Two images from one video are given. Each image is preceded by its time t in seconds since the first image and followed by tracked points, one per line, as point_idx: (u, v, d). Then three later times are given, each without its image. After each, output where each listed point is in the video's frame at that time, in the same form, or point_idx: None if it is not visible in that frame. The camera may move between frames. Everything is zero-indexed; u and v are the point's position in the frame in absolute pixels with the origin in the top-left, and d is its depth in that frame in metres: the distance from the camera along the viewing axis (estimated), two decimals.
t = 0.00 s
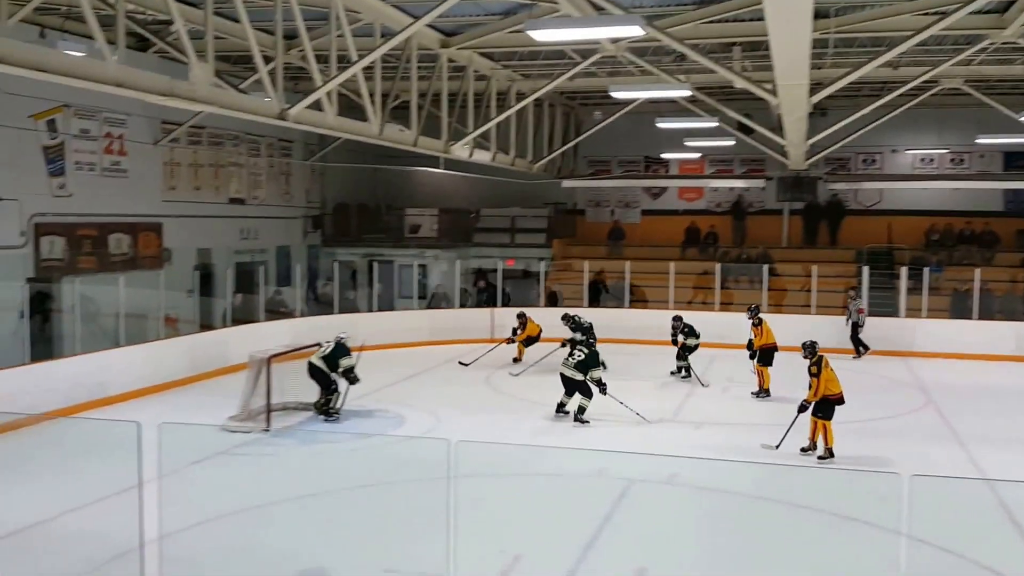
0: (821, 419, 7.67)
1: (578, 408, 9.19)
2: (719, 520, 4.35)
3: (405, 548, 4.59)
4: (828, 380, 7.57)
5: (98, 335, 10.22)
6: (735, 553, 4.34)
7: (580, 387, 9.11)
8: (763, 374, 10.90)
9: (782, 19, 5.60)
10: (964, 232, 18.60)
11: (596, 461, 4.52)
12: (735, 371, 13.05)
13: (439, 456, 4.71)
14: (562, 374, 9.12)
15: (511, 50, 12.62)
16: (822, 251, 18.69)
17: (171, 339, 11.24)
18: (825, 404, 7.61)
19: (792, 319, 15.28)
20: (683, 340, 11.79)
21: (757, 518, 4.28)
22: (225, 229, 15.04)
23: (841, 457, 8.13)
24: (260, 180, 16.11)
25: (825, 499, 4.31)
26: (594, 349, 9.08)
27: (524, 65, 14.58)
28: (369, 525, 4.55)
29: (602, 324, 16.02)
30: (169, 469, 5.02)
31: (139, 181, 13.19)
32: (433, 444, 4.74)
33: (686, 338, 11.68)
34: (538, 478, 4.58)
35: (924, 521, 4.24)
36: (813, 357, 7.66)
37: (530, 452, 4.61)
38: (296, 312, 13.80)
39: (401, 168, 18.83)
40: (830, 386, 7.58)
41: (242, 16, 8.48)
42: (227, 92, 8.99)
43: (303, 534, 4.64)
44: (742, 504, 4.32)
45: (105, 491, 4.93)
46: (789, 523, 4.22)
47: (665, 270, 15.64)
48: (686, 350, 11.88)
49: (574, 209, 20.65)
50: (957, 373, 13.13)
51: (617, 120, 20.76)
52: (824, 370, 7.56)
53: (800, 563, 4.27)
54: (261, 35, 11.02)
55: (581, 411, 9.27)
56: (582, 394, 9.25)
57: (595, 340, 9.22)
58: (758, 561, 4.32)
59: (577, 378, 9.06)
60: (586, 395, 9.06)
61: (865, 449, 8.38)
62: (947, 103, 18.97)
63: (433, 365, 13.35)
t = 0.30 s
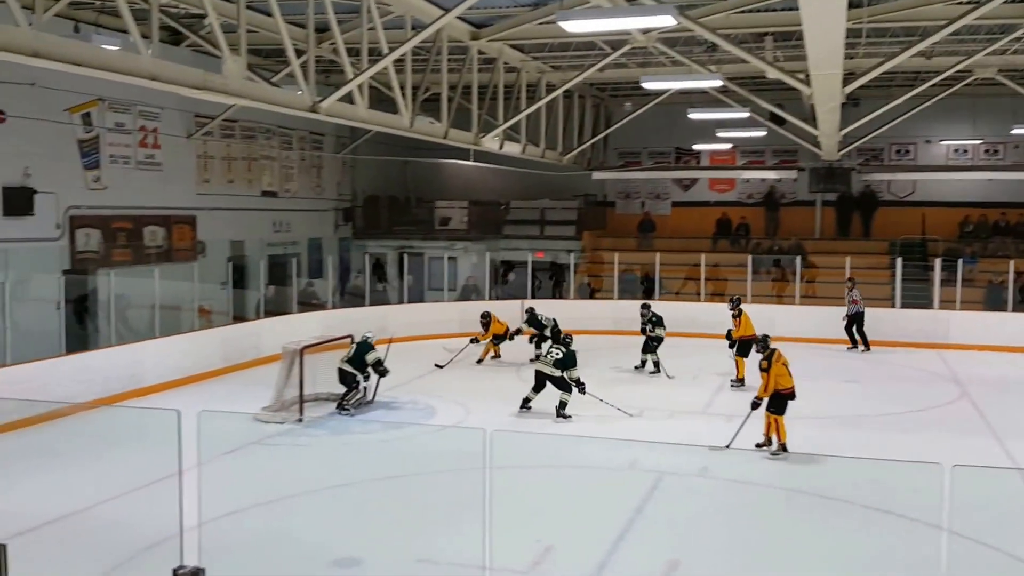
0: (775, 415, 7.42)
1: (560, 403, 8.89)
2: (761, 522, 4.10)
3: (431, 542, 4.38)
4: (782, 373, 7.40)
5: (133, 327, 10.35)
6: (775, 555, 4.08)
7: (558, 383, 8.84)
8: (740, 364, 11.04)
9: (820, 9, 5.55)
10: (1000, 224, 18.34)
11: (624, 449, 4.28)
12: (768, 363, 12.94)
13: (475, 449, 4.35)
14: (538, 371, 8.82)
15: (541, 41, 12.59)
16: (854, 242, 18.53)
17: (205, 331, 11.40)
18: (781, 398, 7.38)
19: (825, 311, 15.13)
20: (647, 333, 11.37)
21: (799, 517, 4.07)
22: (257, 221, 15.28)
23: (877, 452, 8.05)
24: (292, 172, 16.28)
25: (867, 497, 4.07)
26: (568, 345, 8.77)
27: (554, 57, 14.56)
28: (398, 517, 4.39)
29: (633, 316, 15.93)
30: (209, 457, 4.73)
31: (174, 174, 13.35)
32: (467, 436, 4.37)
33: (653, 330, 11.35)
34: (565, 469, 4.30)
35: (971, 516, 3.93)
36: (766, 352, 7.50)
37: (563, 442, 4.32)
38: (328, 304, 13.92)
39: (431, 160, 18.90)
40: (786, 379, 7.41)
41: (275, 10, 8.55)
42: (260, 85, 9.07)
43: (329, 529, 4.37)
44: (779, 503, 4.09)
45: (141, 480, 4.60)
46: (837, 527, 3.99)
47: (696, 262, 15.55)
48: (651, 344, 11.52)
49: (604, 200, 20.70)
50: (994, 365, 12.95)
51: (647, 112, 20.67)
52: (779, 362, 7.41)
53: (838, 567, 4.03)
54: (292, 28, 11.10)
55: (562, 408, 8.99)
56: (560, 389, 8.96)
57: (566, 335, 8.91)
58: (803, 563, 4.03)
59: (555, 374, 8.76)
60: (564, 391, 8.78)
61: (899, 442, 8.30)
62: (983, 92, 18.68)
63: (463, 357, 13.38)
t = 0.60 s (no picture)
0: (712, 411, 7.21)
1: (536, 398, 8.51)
2: (790, 520, 3.68)
3: (450, 534, 4.05)
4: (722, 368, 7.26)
5: (155, 318, 10.42)
6: (807, 548, 3.68)
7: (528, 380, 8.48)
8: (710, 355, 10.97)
9: None
10: None
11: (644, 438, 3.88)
12: (788, 357, 12.88)
13: (494, 439, 3.99)
14: (514, 370, 8.33)
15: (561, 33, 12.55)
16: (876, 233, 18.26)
17: (227, 323, 11.49)
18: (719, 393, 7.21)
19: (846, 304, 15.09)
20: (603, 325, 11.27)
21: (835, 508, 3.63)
22: (280, 214, 15.43)
23: (900, 445, 7.97)
24: (313, 166, 16.39)
25: (895, 490, 3.61)
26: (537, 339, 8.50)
27: (573, 49, 14.53)
28: (417, 509, 4.04)
29: (653, 310, 15.93)
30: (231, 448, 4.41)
31: (197, 168, 13.46)
32: (483, 427, 4.01)
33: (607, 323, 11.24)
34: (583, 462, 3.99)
35: None
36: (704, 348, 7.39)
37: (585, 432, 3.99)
38: (349, 297, 13.97)
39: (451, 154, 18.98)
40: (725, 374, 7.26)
41: (295, 3, 8.58)
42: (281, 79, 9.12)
43: (333, 521, 4.07)
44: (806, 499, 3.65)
45: (163, 471, 4.24)
46: (872, 521, 3.59)
47: (716, 255, 15.52)
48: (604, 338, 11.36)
49: (623, 193, 20.76)
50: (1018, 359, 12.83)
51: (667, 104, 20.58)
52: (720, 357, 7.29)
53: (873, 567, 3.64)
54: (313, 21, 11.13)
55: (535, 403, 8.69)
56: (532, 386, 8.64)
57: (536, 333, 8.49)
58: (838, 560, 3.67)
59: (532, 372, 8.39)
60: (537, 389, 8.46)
61: (923, 435, 8.22)
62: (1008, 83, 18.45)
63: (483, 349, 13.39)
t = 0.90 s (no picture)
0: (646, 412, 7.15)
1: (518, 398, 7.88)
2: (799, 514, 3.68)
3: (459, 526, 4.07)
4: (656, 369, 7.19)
5: (167, 311, 10.46)
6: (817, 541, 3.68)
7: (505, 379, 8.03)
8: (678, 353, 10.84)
9: None
10: None
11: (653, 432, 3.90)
12: (800, 350, 12.86)
13: (502, 432, 4.00)
14: (487, 366, 7.93)
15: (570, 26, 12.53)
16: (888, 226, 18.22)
17: (238, 317, 11.53)
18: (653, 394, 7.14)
19: (856, 298, 15.05)
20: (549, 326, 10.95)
21: (843, 501, 3.63)
22: (290, 208, 15.45)
23: (912, 439, 7.96)
24: (322, 160, 16.42)
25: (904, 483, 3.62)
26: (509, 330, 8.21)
27: (583, 42, 14.49)
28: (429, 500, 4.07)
29: (663, 303, 15.94)
30: (241, 440, 4.40)
31: (208, 163, 13.51)
32: (492, 420, 4.04)
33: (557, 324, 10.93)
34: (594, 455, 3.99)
35: None
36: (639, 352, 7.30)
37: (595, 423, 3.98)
38: (358, 290, 13.97)
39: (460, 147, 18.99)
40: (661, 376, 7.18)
41: None
42: (291, 73, 9.12)
43: (342, 515, 4.07)
44: (815, 491, 3.65)
45: (174, 465, 4.35)
46: (880, 514, 3.59)
47: (726, 248, 15.50)
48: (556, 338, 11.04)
49: (632, 185, 20.74)
50: None
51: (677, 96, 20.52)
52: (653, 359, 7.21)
53: (882, 561, 3.64)
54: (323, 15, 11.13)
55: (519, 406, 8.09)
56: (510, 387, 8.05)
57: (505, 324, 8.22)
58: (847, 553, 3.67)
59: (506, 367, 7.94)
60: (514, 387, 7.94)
61: (936, 429, 8.21)
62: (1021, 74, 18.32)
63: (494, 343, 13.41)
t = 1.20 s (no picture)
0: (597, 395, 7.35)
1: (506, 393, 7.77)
2: (803, 506, 3.68)
3: (462, 521, 4.03)
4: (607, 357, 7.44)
5: (170, 306, 10.47)
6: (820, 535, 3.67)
7: (494, 376, 8.00)
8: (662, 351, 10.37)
9: None
10: None
11: (658, 427, 3.87)
12: (802, 343, 12.85)
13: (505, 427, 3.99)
14: (476, 366, 7.91)
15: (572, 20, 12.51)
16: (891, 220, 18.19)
17: (240, 312, 11.54)
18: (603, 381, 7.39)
19: (859, 291, 15.02)
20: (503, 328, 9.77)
21: (848, 494, 3.64)
22: (292, 203, 15.46)
23: (915, 432, 7.94)
24: (324, 155, 16.43)
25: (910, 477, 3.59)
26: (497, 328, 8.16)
27: (585, 36, 14.47)
28: (432, 494, 4.07)
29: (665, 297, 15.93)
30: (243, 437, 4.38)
31: (211, 158, 13.53)
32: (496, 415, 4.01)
33: (519, 328, 9.72)
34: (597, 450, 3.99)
35: None
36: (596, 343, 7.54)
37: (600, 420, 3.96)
38: (361, 285, 13.99)
39: (462, 142, 18.97)
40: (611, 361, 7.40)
41: None
42: (292, 68, 9.11)
43: (345, 510, 4.06)
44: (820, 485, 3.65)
45: (175, 459, 4.29)
46: (883, 510, 3.60)
47: (728, 242, 15.48)
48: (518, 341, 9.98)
49: (634, 179, 20.72)
50: None
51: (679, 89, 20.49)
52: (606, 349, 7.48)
53: (888, 557, 3.62)
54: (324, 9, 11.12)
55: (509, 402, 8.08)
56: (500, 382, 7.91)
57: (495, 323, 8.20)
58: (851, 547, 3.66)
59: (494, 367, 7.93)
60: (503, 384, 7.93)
61: (938, 422, 8.20)
62: None
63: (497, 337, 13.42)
